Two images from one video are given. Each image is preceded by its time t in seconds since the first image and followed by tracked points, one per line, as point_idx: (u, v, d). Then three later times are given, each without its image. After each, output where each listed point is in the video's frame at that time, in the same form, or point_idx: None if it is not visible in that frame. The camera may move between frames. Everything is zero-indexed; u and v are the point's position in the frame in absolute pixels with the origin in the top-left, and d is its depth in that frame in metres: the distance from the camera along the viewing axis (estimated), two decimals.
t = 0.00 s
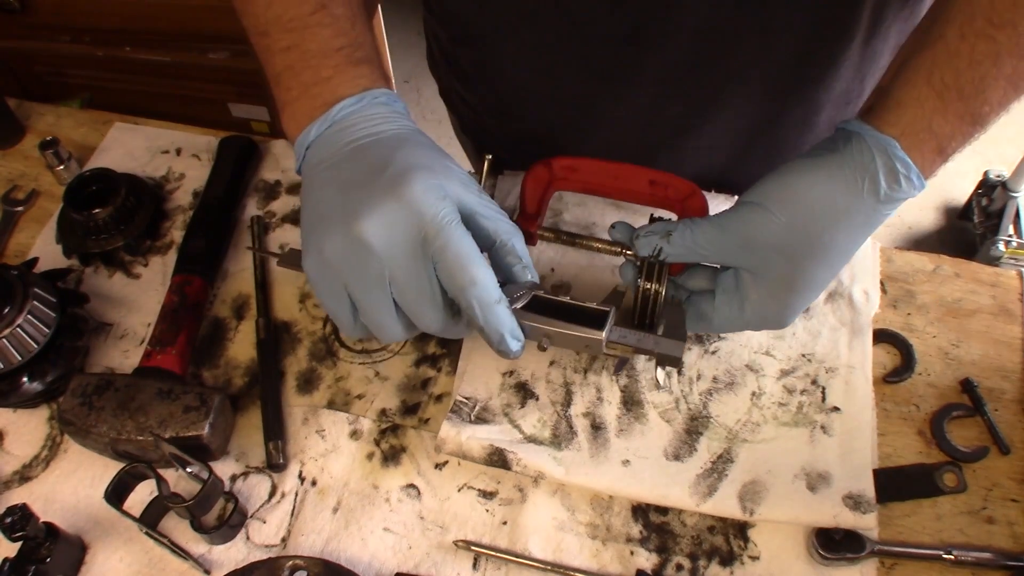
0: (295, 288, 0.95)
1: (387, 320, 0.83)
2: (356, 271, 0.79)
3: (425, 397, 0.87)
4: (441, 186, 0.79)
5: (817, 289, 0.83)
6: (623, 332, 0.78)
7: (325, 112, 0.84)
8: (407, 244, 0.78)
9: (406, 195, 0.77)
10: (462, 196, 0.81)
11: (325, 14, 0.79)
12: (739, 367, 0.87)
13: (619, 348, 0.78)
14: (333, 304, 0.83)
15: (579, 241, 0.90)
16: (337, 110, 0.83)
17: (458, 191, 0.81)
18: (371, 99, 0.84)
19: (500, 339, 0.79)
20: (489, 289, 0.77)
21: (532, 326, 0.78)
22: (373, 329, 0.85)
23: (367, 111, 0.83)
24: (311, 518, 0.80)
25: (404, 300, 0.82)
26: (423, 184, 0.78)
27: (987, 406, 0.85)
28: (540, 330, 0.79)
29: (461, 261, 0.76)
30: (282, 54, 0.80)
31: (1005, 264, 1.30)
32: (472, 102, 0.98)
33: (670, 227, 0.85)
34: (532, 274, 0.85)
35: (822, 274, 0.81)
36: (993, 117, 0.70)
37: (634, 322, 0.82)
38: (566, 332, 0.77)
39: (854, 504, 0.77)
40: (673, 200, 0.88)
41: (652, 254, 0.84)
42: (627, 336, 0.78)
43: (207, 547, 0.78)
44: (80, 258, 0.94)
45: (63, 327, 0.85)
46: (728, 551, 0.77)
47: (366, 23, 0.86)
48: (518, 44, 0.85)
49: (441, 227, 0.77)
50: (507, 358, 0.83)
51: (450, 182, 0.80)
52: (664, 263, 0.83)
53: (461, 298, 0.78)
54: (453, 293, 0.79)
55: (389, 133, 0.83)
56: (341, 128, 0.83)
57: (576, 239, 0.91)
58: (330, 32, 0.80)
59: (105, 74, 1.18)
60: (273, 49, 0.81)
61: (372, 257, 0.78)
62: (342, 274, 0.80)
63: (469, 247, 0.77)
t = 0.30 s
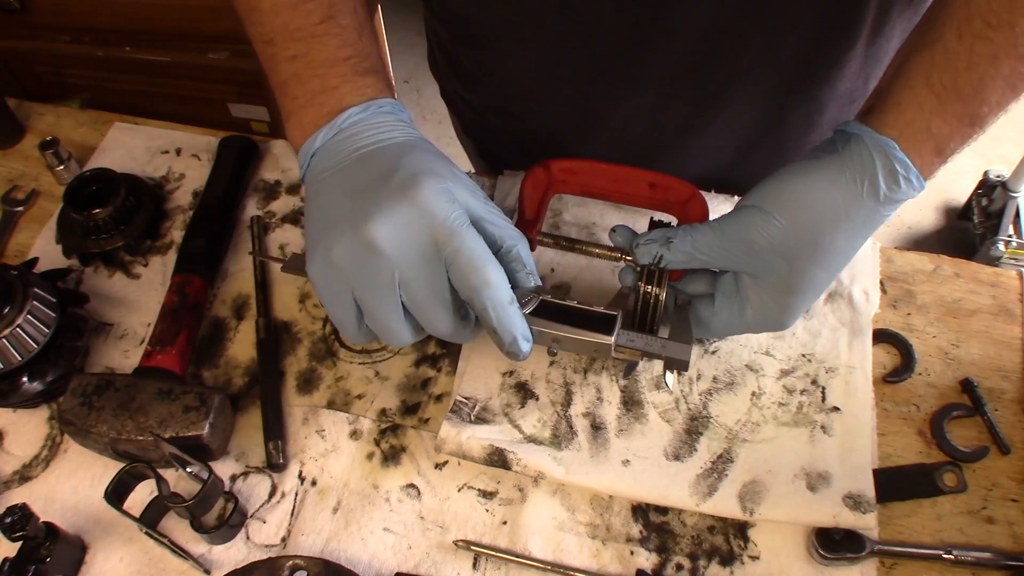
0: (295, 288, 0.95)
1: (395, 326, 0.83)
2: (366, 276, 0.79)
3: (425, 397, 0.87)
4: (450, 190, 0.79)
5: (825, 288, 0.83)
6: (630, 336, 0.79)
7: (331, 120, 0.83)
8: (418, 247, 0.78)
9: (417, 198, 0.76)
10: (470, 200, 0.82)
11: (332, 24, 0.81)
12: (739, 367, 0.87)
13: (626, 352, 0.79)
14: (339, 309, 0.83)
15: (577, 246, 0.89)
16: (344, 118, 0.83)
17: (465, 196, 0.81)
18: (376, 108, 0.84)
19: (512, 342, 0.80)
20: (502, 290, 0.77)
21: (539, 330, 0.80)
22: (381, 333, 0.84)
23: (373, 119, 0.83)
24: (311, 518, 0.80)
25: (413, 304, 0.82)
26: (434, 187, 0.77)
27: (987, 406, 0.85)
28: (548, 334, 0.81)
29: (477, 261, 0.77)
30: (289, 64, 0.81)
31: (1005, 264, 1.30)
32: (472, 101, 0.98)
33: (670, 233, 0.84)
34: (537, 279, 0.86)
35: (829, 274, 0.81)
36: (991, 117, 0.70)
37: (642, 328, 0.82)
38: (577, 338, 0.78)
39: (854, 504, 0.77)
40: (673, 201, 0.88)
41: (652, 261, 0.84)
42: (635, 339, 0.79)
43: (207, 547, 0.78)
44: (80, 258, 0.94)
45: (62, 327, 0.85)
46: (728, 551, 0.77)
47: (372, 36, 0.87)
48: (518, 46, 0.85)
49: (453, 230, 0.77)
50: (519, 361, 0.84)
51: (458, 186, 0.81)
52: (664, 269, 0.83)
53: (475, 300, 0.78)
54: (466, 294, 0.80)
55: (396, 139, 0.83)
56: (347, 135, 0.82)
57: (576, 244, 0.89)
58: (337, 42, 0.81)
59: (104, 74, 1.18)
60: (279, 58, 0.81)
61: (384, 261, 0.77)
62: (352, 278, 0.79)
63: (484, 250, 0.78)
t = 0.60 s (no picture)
0: (295, 288, 0.95)
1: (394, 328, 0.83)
2: (365, 278, 0.79)
3: (425, 397, 0.87)
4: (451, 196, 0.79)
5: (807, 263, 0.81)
6: (630, 338, 0.79)
7: (334, 124, 0.83)
8: (418, 252, 0.78)
9: (418, 204, 0.76)
10: (471, 205, 0.82)
11: (336, 29, 0.81)
12: (738, 367, 0.87)
13: (626, 355, 0.79)
14: (338, 312, 0.83)
15: (580, 239, 0.91)
16: (347, 122, 0.83)
17: (466, 199, 0.81)
18: (379, 113, 0.84)
19: (513, 344, 0.80)
20: (504, 293, 0.77)
21: (540, 333, 0.80)
22: (381, 336, 0.85)
23: (376, 124, 0.83)
24: (311, 518, 0.79)
25: (413, 308, 0.82)
26: (436, 191, 0.77)
27: (987, 406, 0.85)
28: (549, 336, 0.81)
29: (477, 266, 0.77)
30: (293, 68, 0.81)
31: (1005, 264, 1.30)
32: (472, 101, 0.98)
33: (657, 226, 0.84)
34: (538, 281, 0.87)
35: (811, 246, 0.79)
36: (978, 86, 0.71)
37: (637, 327, 0.82)
38: (576, 341, 0.78)
39: (854, 504, 0.77)
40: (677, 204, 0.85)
41: (647, 258, 0.84)
42: (634, 342, 0.78)
43: (207, 547, 0.78)
44: (80, 258, 0.94)
45: (62, 327, 0.85)
46: (728, 551, 0.77)
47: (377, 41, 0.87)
48: (519, 45, 0.85)
49: (453, 235, 0.76)
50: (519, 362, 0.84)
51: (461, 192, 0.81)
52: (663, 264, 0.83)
53: (477, 305, 0.78)
54: (467, 298, 0.80)
55: (399, 143, 0.83)
56: (350, 140, 0.83)
57: (578, 237, 0.92)
58: (341, 47, 0.81)
59: (105, 74, 1.18)
60: (283, 63, 0.81)
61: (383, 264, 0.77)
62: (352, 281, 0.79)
63: (484, 252, 0.77)
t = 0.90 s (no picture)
0: (295, 288, 0.95)
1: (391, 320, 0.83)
2: (364, 270, 0.79)
3: (425, 397, 0.87)
4: (457, 189, 0.80)
5: (803, 260, 0.80)
6: (630, 339, 0.79)
7: (341, 115, 0.84)
8: (419, 244, 0.78)
9: (420, 197, 0.76)
10: (478, 200, 0.82)
11: (344, 21, 0.80)
12: (738, 367, 0.87)
13: (626, 356, 0.79)
14: (337, 301, 0.84)
15: (581, 243, 0.91)
16: (354, 113, 0.83)
17: (468, 194, 0.81)
18: (387, 104, 0.84)
19: (513, 339, 0.80)
20: (506, 286, 0.78)
21: (541, 331, 0.80)
22: (379, 328, 0.85)
23: (384, 116, 0.83)
24: (311, 518, 0.79)
25: (411, 301, 0.82)
26: (438, 185, 0.77)
27: (987, 406, 0.85)
28: (550, 334, 0.80)
29: (481, 257, 0.77)
30: (300, 61, 0.80)
31: (1005, 264, 1.30)
32: (473, 100, 0.98)
33: (651, 233, 0.84)
34: (541, 280, 0.86)
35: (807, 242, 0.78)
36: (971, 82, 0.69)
37: (639, 331, 0.82)
38: (577, 340, 0.78)
39: (854, 504, 0.77)
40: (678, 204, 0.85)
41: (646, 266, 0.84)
42: (635, 343, 0.79)
43: (207, 547, 0.78)
44: (80, 258, 0.94)
45: (62, 327, 0.85)
46: (728, 551, 0.77)
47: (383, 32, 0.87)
48: (518, 45, 0.85)
49: (458, 226, 0.77)
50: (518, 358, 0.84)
51: (467, 186, 0.81)
52: (664, 269, 0.83)
53: (480, 297, 0.79)
54: (468, 291, 0.80)
55: (405, 137, 0.83)
56: (356, 131, 0.83)
57: (579, 239, 0.91)
58: (349, 39, 0.81)
59: (105, 74, 1.18)
60: (287, 58, 0.81)
61: (380, 255, 0.77)
62: (350, 272, 0.80)
63: (486, 244, 0.78)
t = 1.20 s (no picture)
0: (295, 288, 0.95)
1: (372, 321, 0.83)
2: (344, 269, 0.79)
3: (425, 397, 0.87)
4: (437, 193, 0.80)
5: (793, 242, 0.79)
6: (609, 344, 0.79)
7: (329, 115, 0.84)
8: (398, 245, 0.78)
9: (401, 197, 0.76)
10: (458, 205, 0.82)
11: (333, 22, 0.80)
12: (738, 367, 0.87)
13: (605, 360, 0.79)
14: (316, 300, 0.83)
15: (571, 244, 0.90)
16: (341, 114, 0.83)
17: (450, 195, 0.81)
18: (373, 106, 0.84)
19: (491, 342, 0.79)
20: (483, 289, 0.77)
21: (519, 333, 0.80)
22: (358, 327, 0.84)
23: (370, 117, 0.83)
24: (311, 518, 0.79)
25: (390, 302, 0.82)
26: (419, 186, 0.77)
27: (987, 406, 0.85)
28: (530, 338, 0.80)
29: (458, 260, 0.77)
30: (290, 60, 0.81)
31: (1005, 264, 1.31)
32: (472, 100, 0.98)
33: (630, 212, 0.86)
34: (523, 283, 0.86)
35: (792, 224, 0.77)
36: (952, 75, 0.68)
37: (626, 336, 0.82)
38: (556, 344, 0.78)
39: (854, 504, 0.77)
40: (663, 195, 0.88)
41: (618, 240, 0.86)
42: (613, 348, 0.79)
43: (207, 547, 0.78)
44: (80, 258, 0.94)
45: (62, 327, 0.85)
46: (728, 551, 0.77)
47: (372, 32, 0.87)
48: (517, 44, 0.85)
49: (435, 228, 0.77)
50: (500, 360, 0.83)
51: (449, 191, 0.81)
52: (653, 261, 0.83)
53: (456, 300, 0.79)
54: (446, 294, 0.80)
55: (391, 138, 0.83)
56: (342, 131, 0.83)
57: (569, 242, 0.90)
58: (337, 40, 0.81)
59: (104, 75, 1.18)
60: (285, 57, 0.81)
61: (361, 255, 0.77)
62: (331, 271, 0.79)
63: (464, 247, 0.77)
